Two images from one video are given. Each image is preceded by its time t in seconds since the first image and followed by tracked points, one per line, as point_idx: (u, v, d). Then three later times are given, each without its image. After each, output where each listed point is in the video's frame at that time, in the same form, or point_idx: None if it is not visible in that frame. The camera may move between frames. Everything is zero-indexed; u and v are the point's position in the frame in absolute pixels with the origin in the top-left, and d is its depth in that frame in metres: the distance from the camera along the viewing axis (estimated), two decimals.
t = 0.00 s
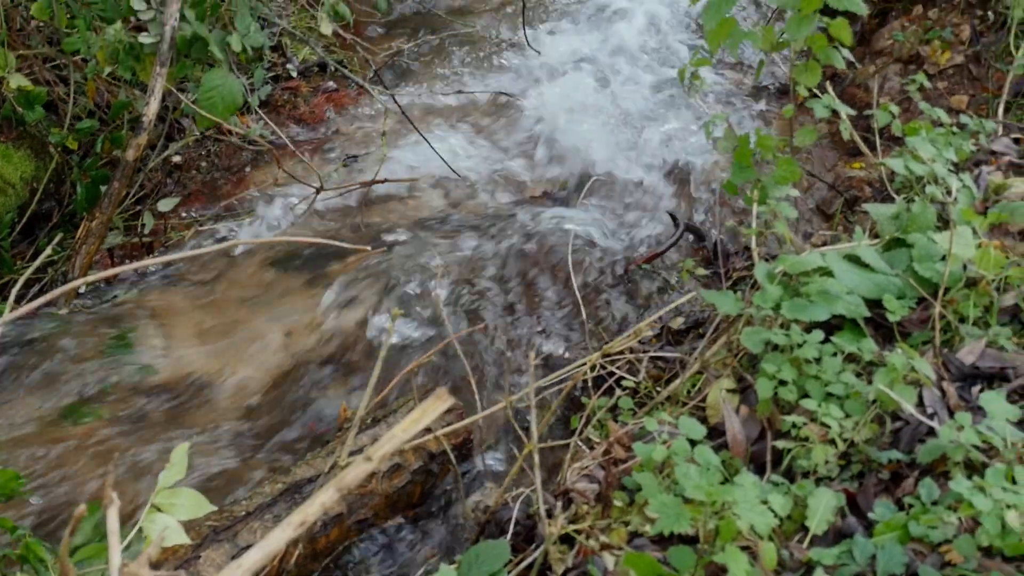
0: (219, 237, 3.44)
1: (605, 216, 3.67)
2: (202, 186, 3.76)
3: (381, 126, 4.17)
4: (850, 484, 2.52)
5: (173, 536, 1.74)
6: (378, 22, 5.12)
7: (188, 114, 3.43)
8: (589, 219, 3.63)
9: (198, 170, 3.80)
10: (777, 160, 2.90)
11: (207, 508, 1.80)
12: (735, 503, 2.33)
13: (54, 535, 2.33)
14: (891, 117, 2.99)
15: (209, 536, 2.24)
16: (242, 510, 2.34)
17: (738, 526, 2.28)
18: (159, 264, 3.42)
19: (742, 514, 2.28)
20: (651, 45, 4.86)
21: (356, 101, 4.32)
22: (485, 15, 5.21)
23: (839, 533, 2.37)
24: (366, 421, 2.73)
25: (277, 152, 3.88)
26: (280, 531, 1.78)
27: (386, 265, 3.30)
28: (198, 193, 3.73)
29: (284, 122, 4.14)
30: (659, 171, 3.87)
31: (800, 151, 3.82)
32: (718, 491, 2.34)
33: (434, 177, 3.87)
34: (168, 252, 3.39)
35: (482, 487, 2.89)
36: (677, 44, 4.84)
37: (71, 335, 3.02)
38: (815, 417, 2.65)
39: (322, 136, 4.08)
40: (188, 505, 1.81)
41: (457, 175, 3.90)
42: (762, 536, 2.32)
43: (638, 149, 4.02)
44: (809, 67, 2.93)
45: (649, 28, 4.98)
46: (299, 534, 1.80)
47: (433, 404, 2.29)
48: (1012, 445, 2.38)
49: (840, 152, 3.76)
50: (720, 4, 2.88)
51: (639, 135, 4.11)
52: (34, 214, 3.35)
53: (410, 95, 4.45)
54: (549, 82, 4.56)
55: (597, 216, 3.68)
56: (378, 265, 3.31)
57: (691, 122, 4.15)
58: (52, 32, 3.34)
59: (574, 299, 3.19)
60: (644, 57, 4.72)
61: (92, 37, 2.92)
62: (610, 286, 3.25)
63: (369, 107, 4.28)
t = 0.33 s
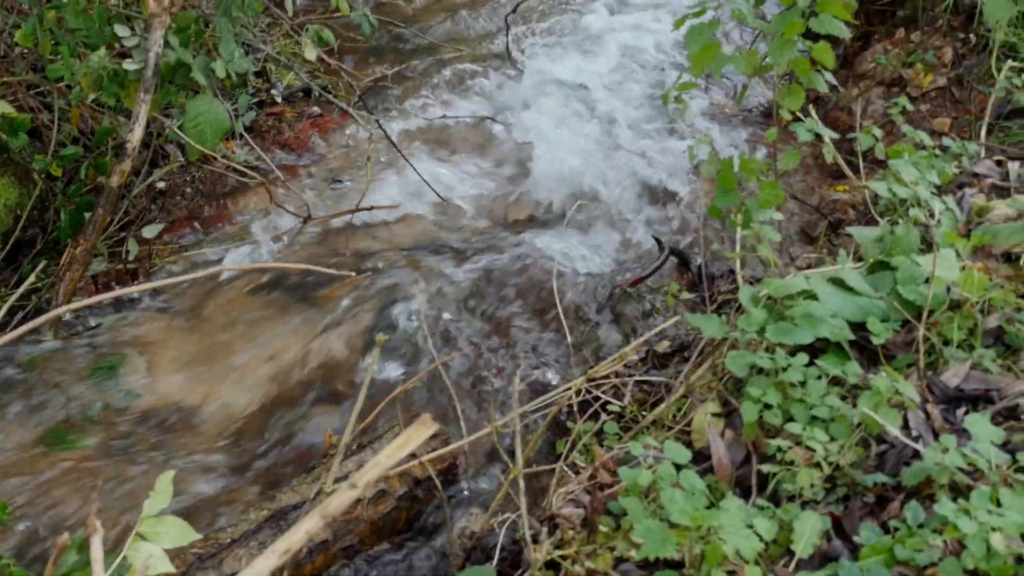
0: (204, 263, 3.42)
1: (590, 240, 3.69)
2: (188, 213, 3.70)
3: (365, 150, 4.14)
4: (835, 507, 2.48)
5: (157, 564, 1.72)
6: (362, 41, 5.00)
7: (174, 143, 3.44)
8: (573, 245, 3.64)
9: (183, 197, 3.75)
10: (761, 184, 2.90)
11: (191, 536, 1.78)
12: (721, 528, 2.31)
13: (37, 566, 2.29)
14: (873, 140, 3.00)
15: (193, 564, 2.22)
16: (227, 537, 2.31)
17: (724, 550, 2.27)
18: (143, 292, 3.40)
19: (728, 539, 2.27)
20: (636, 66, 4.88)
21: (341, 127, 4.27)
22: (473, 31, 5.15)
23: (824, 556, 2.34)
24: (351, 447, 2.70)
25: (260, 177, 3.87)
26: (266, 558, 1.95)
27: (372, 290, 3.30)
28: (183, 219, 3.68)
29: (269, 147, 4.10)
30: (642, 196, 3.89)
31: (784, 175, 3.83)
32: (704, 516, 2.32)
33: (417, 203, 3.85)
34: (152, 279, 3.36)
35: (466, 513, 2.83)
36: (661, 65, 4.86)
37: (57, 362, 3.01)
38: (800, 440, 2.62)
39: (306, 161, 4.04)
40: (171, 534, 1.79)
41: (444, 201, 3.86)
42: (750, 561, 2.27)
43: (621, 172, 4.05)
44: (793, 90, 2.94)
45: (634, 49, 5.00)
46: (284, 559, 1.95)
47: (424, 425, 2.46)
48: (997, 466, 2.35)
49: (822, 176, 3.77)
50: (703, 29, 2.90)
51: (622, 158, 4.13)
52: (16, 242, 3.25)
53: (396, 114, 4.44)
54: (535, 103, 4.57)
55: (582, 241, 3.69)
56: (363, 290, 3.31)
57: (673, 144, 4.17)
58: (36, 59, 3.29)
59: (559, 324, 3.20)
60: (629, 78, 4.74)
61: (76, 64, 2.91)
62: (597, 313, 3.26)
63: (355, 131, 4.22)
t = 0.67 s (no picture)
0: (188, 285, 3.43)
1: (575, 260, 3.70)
2: (171, 236, 3.72)
3: (349, 170, 4.17)
4: (819, 527, 2.46)
5: None
6: (348, 64, 5.01)
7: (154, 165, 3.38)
8: (559, 264, 3.64)
9: (166, 220, 3.77)
10: (744, 204, 2.90)
11: (174, 559, 1.77)
12: (705, 549, 2.27)
13: None
14: (855, 160, 3.01)
15: None
16: (210, 560, 2.29)
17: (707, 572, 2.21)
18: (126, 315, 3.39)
19: (712, 560, 2.21)
20: (621, 87, 4.92)
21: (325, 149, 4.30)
22: (460, 53, 5.17)
23: None
24: (335, 470, 2.69)
25: (245, 199, 3.88)
26: None
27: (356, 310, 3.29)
28: (166, 242, 3.70)
29: (253, 169, 4.10)
30: (627, 217, 3.91)
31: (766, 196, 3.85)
32: (688, 538, 2.30)
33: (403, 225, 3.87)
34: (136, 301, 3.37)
35: (451, 534, 2.78)
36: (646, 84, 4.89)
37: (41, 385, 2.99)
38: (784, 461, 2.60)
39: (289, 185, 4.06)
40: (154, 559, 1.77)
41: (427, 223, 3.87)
42: None
43: (605, 192, 4.07)
44: (775, 111, 2.94)
45: (619, 69, 5.04)
46: None
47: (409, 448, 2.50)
48: (980, 485, 2.34)
49: (805, 196, 3.79)
50: (686, 49, 2.89)
51: (606, 178, 4.16)
52: None
53: (383, 135, 4.46)
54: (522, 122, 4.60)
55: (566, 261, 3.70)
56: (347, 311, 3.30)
57: (657, 165, 4.20)
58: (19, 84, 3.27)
59: (544, 345, 3.20)
60: (614, 98, 4.77)
61: (59, 87, 2.91)
62: (579, 332, 3.26)
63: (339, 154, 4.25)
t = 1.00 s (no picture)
0: (169, 322, 3.44)
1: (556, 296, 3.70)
2: (154, 272, 3.73)
3: (332, 206, 4.18)
4: (802, 564, 2.41)
5: None
6: (330, 98, 5.01)
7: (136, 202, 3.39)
8: (543, 299, 3.65)
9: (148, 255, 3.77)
10: (726, 240, 2.90)
11: None
12: None
13: None
14: (836, 197, 3.02)
15: None
16: None
17: None
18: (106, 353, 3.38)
19: None
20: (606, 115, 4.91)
21: (307, 185, 4.31)
22: (444, 83, 5.17)
23: None
24: (317, 507, 2.64)
25: (227, 236, 3.89)
26: None
27: (339, 348, 3.31)
28: (148, 278, 3.70)
29: (235, 206, 4.11)
30: (609, 252, 3.92)
31: (750, 233, 3.85)
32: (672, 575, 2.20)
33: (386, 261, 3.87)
34: (117, 339, 3.37)
35: (434, 573, 2.73)
36: (630, 112, 4.88)
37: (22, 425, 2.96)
38: (767, 497, 2.55)
39: (272, 221, 4.07)
40: None
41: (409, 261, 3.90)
42: None
43: (588, 228, 4.08)
44: (756, 147, 2.96)
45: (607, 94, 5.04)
46: None
47: (385, 486, 2.60)
48: (962, 522, 2.31)
49: (787, 231, 3.80)
50: (668, 86, 2.90)
51: (589, 214, 4.17)
52: None
53: (369, 169, 4.48)
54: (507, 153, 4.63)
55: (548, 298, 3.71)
56: (332, 346, 3.32)
57: (638, 199, 4.21)
58: None
59: (527, 381, 3.19)
60: (600, 126, 4.78)
61: (41, 123, 2.88)
62: (562, 369, 3.26)
63: (322, 192, 4.25)
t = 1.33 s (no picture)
0: (158, 346, 3.44)
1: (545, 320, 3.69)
2: (143, 296, 3.73)
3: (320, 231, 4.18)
4: None
5: None
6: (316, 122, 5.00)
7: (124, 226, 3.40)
8: (530, 322, 3.65)
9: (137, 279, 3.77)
10: (714, 263, 2.89)
11: None
12: None
13: None
14: (824, 220, 3.03)
15: None
16: None
17: None
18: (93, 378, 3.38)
19: None
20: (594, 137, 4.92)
21: (296, 210, 4.32)
22: (431, 107, 5.17)
23: None
24: (305, 532, 2.62)
25: (216, 261, 3.89)
26: None
27: (327, 372, 3.31)
28: (136, 302, 3.70)
29: (224, 230, 4.10)
30: (597, 276, 3.92)
31: (739, 255, 3.85)
32: None
33: (373, 286, 3.88)
34: (105, 364, 3.37)
35: None
36: (619, 135, 4.89)
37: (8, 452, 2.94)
38: (756, 520, 2.51)
39: (261, 245, 4.07)
40: None
41: (398, 284, 3.90)
42: None
43: (577, 252, 4.08)
44: (743, 170, 2.96)
45: (596, 115, 5.06)
46: None
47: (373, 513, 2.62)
48: (950, 545, 2.30)
49: (776, 253, 3.81)
50: (655, 109, 2.91)
51: (577, 238, 4.17)
52: None
53: (357, 194, 4.48)
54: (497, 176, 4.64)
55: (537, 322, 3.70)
56: (321, 371, 3.32)
57: (627, 223, 4.22)
58: None
59: (516, 405, 3.19)
60: (589, 149, 4.80)
61: (28, 148, 2.88)
62: (550, 393, 3.25)
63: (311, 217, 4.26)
